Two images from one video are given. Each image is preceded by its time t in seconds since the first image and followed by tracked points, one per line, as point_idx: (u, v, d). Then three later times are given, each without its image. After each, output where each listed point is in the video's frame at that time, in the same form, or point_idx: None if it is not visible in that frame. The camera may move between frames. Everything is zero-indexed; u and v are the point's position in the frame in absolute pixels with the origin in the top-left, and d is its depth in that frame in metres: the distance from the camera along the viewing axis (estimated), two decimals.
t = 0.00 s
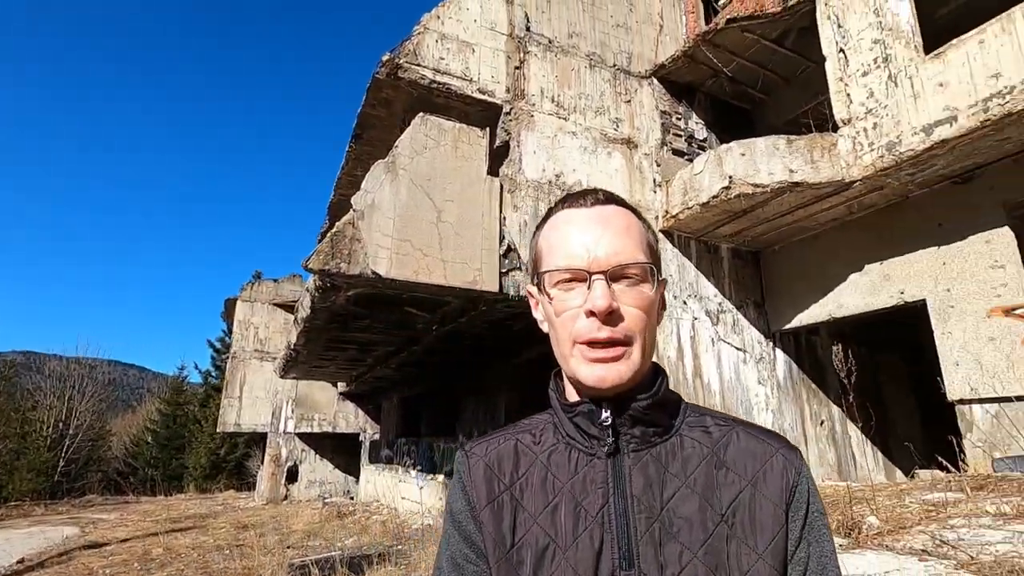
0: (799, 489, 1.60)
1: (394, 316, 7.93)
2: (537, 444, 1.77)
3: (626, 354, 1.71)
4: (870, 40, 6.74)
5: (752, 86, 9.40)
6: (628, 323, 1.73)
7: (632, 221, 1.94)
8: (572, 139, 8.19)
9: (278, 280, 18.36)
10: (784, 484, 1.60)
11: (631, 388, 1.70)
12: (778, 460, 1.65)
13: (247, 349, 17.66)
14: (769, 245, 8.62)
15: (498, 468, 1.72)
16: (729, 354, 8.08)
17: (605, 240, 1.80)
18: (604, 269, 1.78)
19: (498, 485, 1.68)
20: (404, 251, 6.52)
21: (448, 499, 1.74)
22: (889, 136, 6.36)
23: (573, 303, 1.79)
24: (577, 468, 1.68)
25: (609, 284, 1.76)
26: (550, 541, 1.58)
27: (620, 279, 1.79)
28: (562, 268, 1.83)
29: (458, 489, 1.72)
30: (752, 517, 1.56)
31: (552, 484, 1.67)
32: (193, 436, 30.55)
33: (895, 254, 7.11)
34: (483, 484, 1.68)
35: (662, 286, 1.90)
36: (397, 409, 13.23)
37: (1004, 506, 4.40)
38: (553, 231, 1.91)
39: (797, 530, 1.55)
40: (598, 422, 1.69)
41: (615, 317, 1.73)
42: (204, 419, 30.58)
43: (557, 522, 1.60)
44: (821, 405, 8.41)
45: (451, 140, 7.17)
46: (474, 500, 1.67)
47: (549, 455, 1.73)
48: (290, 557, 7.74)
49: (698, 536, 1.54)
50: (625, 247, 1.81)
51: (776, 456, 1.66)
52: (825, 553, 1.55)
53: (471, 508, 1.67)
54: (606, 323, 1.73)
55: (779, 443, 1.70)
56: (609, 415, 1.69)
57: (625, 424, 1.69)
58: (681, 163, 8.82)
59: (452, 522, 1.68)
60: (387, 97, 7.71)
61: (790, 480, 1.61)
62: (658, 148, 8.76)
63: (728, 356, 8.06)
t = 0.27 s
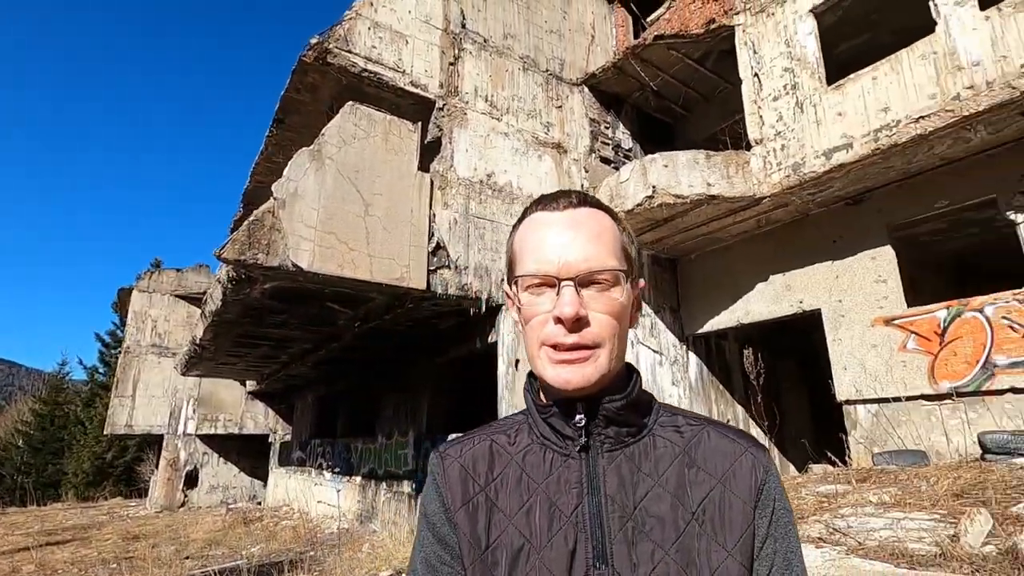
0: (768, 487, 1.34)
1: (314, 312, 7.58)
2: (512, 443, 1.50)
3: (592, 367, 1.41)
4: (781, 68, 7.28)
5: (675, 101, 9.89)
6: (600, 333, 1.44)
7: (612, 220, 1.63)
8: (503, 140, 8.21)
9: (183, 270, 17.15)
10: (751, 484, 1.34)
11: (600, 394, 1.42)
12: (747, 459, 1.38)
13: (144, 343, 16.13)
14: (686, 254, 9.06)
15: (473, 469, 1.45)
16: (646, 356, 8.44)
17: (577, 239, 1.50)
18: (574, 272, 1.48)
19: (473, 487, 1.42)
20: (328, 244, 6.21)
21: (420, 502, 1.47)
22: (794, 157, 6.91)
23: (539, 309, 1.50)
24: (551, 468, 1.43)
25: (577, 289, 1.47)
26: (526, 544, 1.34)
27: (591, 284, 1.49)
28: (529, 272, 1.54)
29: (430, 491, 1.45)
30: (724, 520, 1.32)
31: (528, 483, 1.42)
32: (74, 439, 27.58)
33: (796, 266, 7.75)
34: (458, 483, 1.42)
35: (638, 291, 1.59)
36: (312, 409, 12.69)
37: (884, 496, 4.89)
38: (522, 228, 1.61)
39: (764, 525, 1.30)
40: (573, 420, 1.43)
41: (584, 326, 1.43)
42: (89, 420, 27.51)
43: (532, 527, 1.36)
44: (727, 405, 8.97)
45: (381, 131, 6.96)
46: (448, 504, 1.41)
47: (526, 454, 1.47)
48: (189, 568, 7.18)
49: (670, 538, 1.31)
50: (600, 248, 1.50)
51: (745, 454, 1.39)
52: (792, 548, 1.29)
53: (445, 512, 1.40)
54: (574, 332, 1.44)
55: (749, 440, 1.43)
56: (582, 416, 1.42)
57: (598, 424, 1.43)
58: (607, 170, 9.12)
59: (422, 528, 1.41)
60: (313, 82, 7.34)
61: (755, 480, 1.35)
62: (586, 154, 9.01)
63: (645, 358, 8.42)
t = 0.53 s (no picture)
0: (733, 485, 1.23)
1: (229, 306, 7.12)
2: (487, 442, 1.35)
3: (563, 377, 1.29)
4: (705, 87, 7.71)
5: (606, 111, 10.20)
6: (571, 339, 1.31)
7: (588, 217, 1.49)
8: (438, 137, 8.12)
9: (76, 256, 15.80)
10: (718, 482, 1.23)
11: (571, 397, 1.30)
12: (714, 457, 1.28)
13: (24, 336, 15.02)
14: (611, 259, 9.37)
15: (447, 470, 1.29)
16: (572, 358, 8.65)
17: (548, 238, 1.36)
18: (544, 273, 1.34)
19: (448, 489, 1.26)
20: (248, 234, 5.84)
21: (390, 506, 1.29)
22: (715, 173, 7.34)
23: (508, 313, 1.37)
24: (526, 466, 1.29)
25: (547, 292, 1.33)
26: (503, 547, 1.20)
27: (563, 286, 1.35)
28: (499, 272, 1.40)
29: (400, 494, 1.27)
30: (695, 520, 1.20)
31: (503, 481, 1.28)
32: None
33: (712, 276, 8.23)
34: (433, 482, 1.26)
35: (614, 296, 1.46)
36: (221, 409, 11.92)
37: (787, 490, 5.28)
38: (492, 225, 1.47)
39: (729, 521, 1.20)
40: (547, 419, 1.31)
41: (556, 331, 1.31)
42: None
43: (509, 530, 1.21)
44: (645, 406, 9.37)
45: (310, 119, 6.66)
46: (420, 506, 1.24)
47: (501, 452, 1.33)
48: None
49: (643, 539, 1.19)
50: (573, 248, 1.37)
51: (713, 452, 1.29)
52: (753, 542, 1.19)
53: (417, 515, 1.24)
54: (544, 337, 1.32)
55: (717, 438, 1.33)
56: (558, 416, 1.30)
57: (573, 423, 1.30)
58: (539, 174, 9.28)
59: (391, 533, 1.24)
60: (236, 62, 6.87)
61: (722, 479, 1.24)
62: (519, 157, 9.10)
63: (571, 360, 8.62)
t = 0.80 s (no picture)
0: (709, 485, 1.27)
1: (136, 299, 6.59)
2: (466, 445, 1.37)
3: (541, 379, 1.31)
4: (636, 102, 8.04)
5: (542, 118, 10.39)
6: (549, 341, 1.34)
7: (566, 220, 1.52)
8: (372, 132, 7.93)
9: None
10: (694, 483, 1.27)
11: (548, 401, 1.33)
12: (689, 457, 1.31)
13: None
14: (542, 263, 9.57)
15: (426, 474, 1.30)
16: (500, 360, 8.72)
17: (527, 242, 1.38)
18: (523, 276, 1.37)
19: (427, 493, 1.27)
20: (161, 221, 5.43)
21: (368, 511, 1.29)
22: (643, 185, 7.69)
23: (485, 315, 1.39)
24: (504, 472, 1.31)
25: (527, 295, 1.36)
26: (483, 549, 1.21)
27: (541, 288, 1.38)
28: (477, 274, 1.41)
29: (378, 499, 1.28)
30: (671, 519, 1.24)
31: (481, 487, 1.29)
32: None
33: (636, 283, 8.60)
34: (410, 488, 1.27)
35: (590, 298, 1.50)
36: (118, 409, 10.97)
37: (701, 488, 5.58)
38: (472, 227, 1.49)
39: (704, 520, 1.24)
40: (527, 426, 1.33)
41: (533, 334, 1.33)
42: None
43: (488, 533, 1.23)
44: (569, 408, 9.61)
45: (235, 103, 6.28)
46: (400, 511, 1.25)
47: (481, 457, 1.34)
48: None
49: (620, 539, 1.22)
50: (551, 251, 1.39)
51: (688, 452, 1.32)
52: (728, 540, 1.23)
53: (396, 520, 1.24)
54: (521, 340, 1.34)
55: (693, 439, 1.37)
56: (538, 419, 1.32)
57: (552, 426, 1.33)
58: (473, 176, 9.31)
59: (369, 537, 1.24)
60: (154, 36, 6.31)
61: (697, 480, 1.28)
62: (454, 158, 9.07)
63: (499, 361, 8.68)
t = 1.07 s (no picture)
0: (692, 482, 1.29)
1: (32, 291, 5.98)
2: (451, 443, 1.35)
3: (526, 382, 1.30)
4: (575, 116, 8.25)
5: (482, 125, 10.43)
6: (534, 343, 1.32)
7: (553, 217, 1.49)
8: (308, 127, 7.66)
9: None
10: (678, 480, 1.29)
11: (535, 401, 1.32)
12: (674, 455, 1.33)
13: None
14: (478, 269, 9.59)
15: (411, 473, 1.28)
16: (434, 365, 8.63)
17: (514, 242, 1.35)
18: (509, 277, 1.34)
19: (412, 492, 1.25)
20: (67, 208, 4.97)
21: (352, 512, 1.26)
22: (580, 197, 7.90)
23: (470, 316, 1.36)
24: (490, 471, 1.30)
25: (513, 296, 1.34)
26: (469, 549, 1.20)
27: (527, 289, 1.36)
28: (462, 273, 1.38)
29: (362, 498, 1.25)
30: (656, 516, 1.25)
31: (468, 487, 1.28)
32: None
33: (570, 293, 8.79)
34: (395, 489, 1.25)
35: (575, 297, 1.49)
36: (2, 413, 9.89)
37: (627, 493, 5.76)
38: (459, 224, 1.45)
39: (689, 517, 1.25)
40: (514, 425, 1.32)
41: (519, 336, 1.31)
42: None
43: (474, 532, 1.22)
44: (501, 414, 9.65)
45: (158, 86, 5.85)
46: (384, 511, 1.23)
47: (466, 457, 1.32)
48: None
49: (607, 536, 1.22)
50: (539, 251, 1.37)
51: (672, 450, 1.34)
52: (711, 536, 1.26)
53: (381, 520, 1.22)
54: (506, 342, 1.32)
55: (676, 437, 1.39)
56: (525, 417, 1.32)
57: (539, 424, 1.32)
58: (411, 178, 9.21)
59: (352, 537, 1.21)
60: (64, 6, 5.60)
61: (681, 477, 1.29)
62: (393, 158, 8.93)
63: (432, 367, 8.59)
